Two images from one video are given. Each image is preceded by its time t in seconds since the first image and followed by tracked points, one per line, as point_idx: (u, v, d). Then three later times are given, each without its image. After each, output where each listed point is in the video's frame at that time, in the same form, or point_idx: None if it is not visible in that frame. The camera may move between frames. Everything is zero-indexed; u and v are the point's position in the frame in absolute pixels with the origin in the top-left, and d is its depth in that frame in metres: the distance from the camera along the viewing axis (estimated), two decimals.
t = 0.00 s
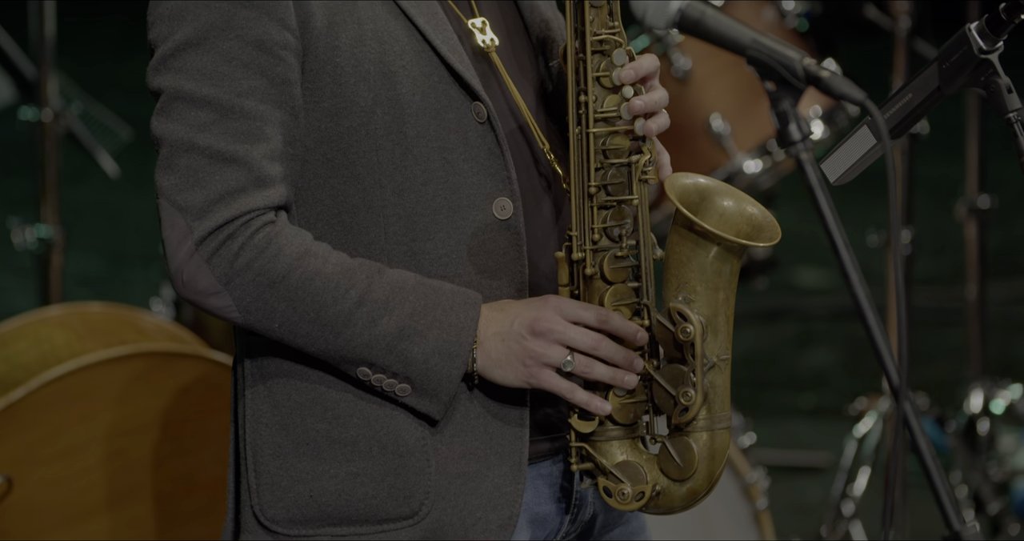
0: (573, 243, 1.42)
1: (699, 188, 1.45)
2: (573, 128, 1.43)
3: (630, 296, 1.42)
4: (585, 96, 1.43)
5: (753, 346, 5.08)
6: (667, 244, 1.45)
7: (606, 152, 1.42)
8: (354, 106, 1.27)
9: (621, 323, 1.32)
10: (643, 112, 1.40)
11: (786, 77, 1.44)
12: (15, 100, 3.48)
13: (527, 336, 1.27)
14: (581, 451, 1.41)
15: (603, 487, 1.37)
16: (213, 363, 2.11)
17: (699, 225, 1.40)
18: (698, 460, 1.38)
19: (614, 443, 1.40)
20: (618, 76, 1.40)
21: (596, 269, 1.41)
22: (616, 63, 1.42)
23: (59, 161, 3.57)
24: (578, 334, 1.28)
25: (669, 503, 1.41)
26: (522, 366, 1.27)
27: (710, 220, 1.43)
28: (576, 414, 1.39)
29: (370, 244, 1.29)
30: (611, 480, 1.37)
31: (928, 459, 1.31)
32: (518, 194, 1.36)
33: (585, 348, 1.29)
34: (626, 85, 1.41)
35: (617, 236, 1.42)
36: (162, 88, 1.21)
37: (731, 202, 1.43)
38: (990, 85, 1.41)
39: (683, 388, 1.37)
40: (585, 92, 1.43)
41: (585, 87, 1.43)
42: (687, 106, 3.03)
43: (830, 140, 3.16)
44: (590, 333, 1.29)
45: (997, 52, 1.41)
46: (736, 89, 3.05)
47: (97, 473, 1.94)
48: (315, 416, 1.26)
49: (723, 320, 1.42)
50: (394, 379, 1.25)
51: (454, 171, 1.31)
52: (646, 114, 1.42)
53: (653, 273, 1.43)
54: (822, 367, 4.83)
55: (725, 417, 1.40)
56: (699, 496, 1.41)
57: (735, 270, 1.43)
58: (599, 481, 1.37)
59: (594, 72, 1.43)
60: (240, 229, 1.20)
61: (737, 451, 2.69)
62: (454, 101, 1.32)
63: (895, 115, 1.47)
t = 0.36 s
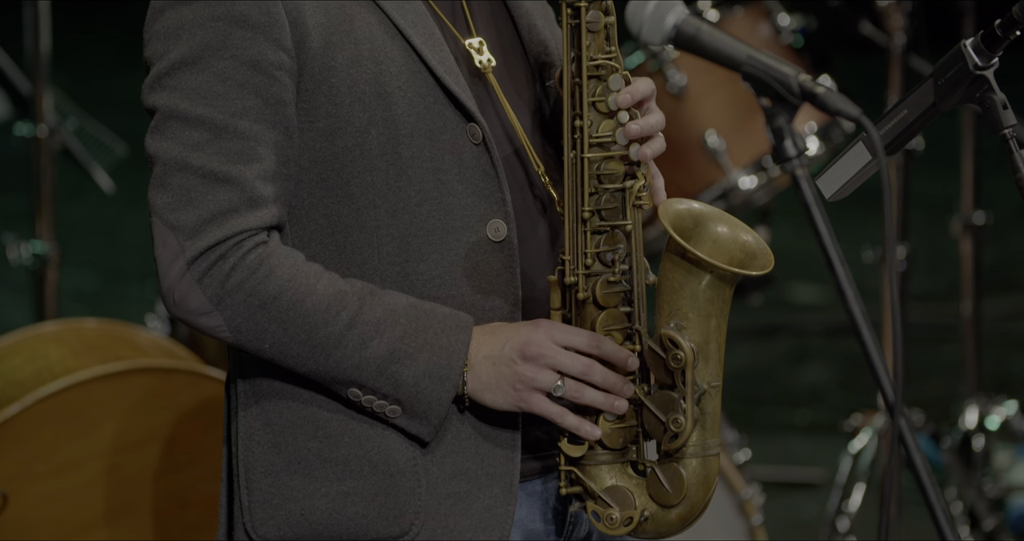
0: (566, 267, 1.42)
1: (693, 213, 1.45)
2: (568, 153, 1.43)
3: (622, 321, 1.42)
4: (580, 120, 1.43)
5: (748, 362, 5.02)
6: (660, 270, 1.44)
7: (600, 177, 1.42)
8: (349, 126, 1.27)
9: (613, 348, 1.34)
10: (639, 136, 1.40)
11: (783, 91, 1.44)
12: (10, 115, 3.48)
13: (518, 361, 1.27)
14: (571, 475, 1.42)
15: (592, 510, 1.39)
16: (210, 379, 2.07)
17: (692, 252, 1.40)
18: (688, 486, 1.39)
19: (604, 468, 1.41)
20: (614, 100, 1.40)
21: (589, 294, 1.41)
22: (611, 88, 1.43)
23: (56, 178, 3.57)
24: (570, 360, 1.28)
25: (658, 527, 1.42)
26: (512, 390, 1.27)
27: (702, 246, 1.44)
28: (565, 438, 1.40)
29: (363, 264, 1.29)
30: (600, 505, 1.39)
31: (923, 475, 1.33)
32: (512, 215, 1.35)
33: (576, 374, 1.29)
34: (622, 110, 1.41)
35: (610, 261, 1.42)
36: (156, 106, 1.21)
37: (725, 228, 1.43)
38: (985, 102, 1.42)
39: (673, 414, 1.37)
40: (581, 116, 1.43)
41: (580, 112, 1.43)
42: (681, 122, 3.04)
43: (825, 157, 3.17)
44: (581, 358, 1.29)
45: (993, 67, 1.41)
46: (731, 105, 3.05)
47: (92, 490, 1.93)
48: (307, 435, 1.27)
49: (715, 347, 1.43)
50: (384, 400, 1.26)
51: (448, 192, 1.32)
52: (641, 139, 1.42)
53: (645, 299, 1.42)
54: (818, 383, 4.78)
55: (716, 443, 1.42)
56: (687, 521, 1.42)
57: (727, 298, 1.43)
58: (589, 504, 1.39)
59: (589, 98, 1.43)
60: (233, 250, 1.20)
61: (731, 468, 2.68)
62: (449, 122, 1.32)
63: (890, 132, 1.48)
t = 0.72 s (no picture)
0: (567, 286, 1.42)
1: (695, 234, 1.45)
2: (571, 172, 1.43)
3: (623, 340, 1.41)
4: (583, 140, 1.43)
5: (744, 379, 5.00)
6: (661, 290, 1.44)
7: (602, 198, 1.43)
8: (351, 143, 1.27)
9: (613, 367, 1.33)
10: (641, 156, 1.39)
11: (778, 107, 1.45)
12: (6, 132, 3.48)
13: (518, 381, 1.26)
14: (570, 494, 1.42)
15: (590, 530, 1.40)
16: (205, 395, 2.05)
17: (692, 274, 1.40)
18: (686, 507, 1.38)
19: (602, 487, 1.40)
20: (622, 120, 1.40)
21: (590, 314, 1.40)
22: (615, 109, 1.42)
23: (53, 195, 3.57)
24: (569, 381, 1.27)
25: None
26: (512, 410, 1.26)
27: (703, 267, 1.43)
28: (565, 457, 1.40)
29: (364, 281, 1.29)
30: (598, 524, 1.40)
31: (920, 492, 1.33)
32: (513, 233, 1.35)
33: (575, 394, 1.28)
34: (627, 130, 1.41)
35: (611, 281, 1.42)
36: (158, 122, 1.21)
37: (726, 250, 1.43)
38: (982, 118, 1.41)
39: (672, 435, 1.37)
40: (584, 136, 1.43)
41: (583, 132, 1.43)
42: (677, 139, 3.03)
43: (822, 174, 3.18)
44: (581, 379, 1.29)
45: (989, 84, 1.41)
46: (727, 123, 3.06)
47: (89, 507, 1.91)
48: (305, 451, 1.27)
49: (715, 369, 1.42)
50: (384, 418, 1.25)
51: (449, 209, 1.31)
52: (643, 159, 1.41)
53: (645, 319, 1.42)
54: (815, 400, 4.80)
55: (714, 465, 1.41)
56: None
57: (728, 320, 1.43)
58: (587, 524, 1.40)
59: (593, 118, 1.43)
60: (233, 266, 1.20)
61: (728, 486, 2.69)
62: (451, 139, 1.32)
63: (886, 148, 1.49)
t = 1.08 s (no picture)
0: (569, 303, 1.42)
1: (698, 251, 1.45)
2: (574, 190, 1.43)
3: (625, 358, 1.42)
4: (587, 158, 1.43)
5: (742, 395, 4.95)
6: (663, 308, 1.44)
7: (605, 215, 1.42)
8: (355, 157, 1.27)
9: (615, 384, 1.32)
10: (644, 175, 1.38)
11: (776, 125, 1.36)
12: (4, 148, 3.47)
13: (519, 398, 1.25)
14: (570, 510, 1.42)
15: None
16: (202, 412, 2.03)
17: (695, 292, 1.40)
18: (686, 525, 1.37)
19: (603, 504, 1.40)
20: (625, 138, 1.40)
21: (592, 331, 1.40)
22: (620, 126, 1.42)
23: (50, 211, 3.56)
24: (571, 398, 1.26)
25: None
26: (513, 427, 1.25)
27: (706, 285, 1.44)
28: (565, 474, 1.40)
29: (367, 295, 1.29)
30: None
31: (918, 510, 1.33)
32: (517, 249, 1.35)
33: (576, 412, 1.27)
34: (630, 148, 1.41)
35: (613, 298, 1.42)
36: (162, 135, 1.21)
37: (730, 268, 1.43)
38: (980, 135, 1.39)
39: (673, 453, 1.36)
40: (588, 153, 1.43)
41: (587, 149, 1.43)
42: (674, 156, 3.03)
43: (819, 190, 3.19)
44: (582, 396, 1.27)
45: (987, 101, 1.39)
46: (725, 139, 3.06)
47: (86, 523, 1.90)
48: (306, 465, 1.26)
49: (717, 389, 1.42)
50: (385, 433, 1.25)
51: (452, 225, 1.31)
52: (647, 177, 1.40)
53: (647, 336, 1.43)
54: (813, 416, 4.75)
55: (714, 483, 1.40)
56: None
57: (730, 339, 1.42)
58: None
59: (597, 135, 1.43)
60: (236, 280, 1.19)
61: (727, 502, 2.68)
62: (455, 154, 1.32)
63: (884, 165, 1.46)
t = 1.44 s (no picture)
0: (572, 315, 1.42)
1: (701, 263, 1.45)
2: (578, 202, 1.43)
3: (628, 370, 1.42)
4: (591, 170, 1.43)
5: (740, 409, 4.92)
6: (666, 320, 1.44)
7: (609, 227, 1.43)
8: (358, 167, 1.27)
9: (617, 394, 1.32)
10: (648, 187, 1.40)
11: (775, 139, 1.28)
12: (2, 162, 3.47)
13: (521, 410, 1.24)
14: (572, 522, 1.41)
15: None
16: (201, 426, 2.04)
17: (698, 305, 1.40)
18: (687, 537, 1.36)
19: (605, 516, 1.40)
20: (629, 150, 1.40)
21: (595, 343, 1.41)
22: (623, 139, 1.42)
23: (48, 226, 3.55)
24: (572, 410, 1.25)
25: None
26: (515, 438, 1.25)
27: (709, 297, 1.44)
28: (566, 486, 1.39)
29: (370, 306, 1.29)
30: None
31: (917, 524, 1.33)
32: (520, 260, 1.35)
33: (578, 424, 1.27)
34: (633, 160, 1.41)
35: (616, 310, 1.42)
36: (165, 145, 1.21)
37: (733, 281, 1.43)
38: (978, 149, 1.38)
39: (675, 466, 1.36)
40: (592, 165, 1.44)
41: (591, 161, 1.44)
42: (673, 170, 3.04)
43: (818, 204, 3.20)
44: (584, 408, 1.27)
45: (986, 115, 1.38)
46: (724, 154, 3.07)
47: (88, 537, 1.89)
48: (308, 474, 1.26)
49: (719, 400, 1.42)
50: (387, 443, 1.24)
51: (456, 235, 1.31)
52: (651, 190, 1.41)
53: (650, 348, 1.42)
54: (812, 431, 4.73)
55: (715, 496, 1.39)
56: None
57: (733, 351, 1.42)
58: None
59: (601, 147, 1.43)
60: (239, 290, 1.19)
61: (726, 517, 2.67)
62: (458, 165, 1.32)
63: (883, 179, 1.46)
